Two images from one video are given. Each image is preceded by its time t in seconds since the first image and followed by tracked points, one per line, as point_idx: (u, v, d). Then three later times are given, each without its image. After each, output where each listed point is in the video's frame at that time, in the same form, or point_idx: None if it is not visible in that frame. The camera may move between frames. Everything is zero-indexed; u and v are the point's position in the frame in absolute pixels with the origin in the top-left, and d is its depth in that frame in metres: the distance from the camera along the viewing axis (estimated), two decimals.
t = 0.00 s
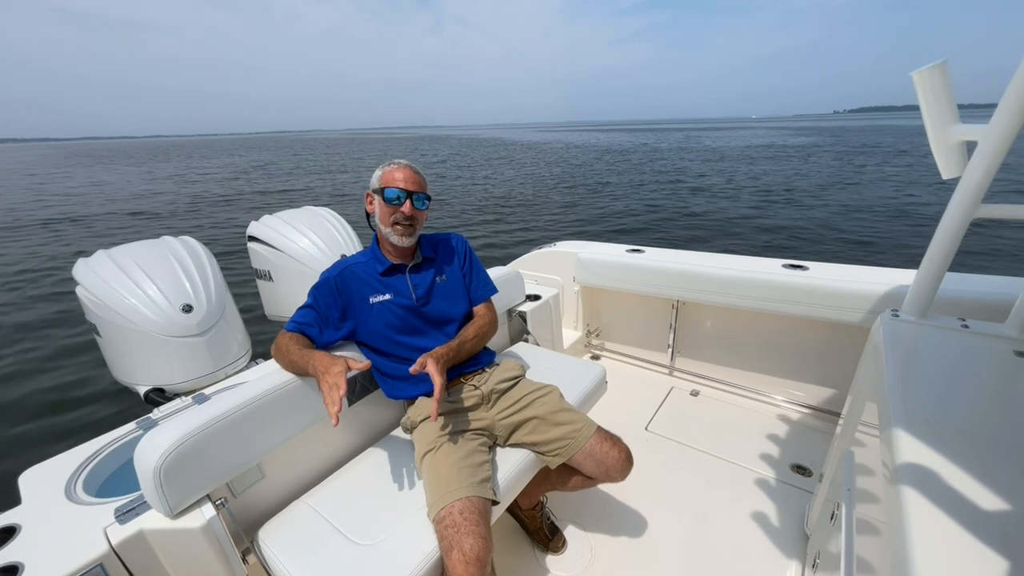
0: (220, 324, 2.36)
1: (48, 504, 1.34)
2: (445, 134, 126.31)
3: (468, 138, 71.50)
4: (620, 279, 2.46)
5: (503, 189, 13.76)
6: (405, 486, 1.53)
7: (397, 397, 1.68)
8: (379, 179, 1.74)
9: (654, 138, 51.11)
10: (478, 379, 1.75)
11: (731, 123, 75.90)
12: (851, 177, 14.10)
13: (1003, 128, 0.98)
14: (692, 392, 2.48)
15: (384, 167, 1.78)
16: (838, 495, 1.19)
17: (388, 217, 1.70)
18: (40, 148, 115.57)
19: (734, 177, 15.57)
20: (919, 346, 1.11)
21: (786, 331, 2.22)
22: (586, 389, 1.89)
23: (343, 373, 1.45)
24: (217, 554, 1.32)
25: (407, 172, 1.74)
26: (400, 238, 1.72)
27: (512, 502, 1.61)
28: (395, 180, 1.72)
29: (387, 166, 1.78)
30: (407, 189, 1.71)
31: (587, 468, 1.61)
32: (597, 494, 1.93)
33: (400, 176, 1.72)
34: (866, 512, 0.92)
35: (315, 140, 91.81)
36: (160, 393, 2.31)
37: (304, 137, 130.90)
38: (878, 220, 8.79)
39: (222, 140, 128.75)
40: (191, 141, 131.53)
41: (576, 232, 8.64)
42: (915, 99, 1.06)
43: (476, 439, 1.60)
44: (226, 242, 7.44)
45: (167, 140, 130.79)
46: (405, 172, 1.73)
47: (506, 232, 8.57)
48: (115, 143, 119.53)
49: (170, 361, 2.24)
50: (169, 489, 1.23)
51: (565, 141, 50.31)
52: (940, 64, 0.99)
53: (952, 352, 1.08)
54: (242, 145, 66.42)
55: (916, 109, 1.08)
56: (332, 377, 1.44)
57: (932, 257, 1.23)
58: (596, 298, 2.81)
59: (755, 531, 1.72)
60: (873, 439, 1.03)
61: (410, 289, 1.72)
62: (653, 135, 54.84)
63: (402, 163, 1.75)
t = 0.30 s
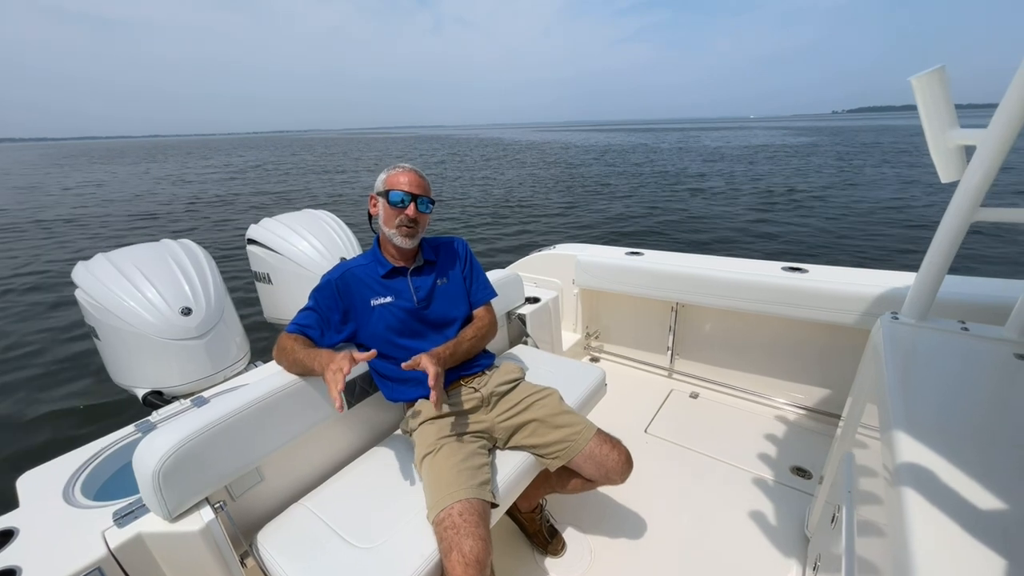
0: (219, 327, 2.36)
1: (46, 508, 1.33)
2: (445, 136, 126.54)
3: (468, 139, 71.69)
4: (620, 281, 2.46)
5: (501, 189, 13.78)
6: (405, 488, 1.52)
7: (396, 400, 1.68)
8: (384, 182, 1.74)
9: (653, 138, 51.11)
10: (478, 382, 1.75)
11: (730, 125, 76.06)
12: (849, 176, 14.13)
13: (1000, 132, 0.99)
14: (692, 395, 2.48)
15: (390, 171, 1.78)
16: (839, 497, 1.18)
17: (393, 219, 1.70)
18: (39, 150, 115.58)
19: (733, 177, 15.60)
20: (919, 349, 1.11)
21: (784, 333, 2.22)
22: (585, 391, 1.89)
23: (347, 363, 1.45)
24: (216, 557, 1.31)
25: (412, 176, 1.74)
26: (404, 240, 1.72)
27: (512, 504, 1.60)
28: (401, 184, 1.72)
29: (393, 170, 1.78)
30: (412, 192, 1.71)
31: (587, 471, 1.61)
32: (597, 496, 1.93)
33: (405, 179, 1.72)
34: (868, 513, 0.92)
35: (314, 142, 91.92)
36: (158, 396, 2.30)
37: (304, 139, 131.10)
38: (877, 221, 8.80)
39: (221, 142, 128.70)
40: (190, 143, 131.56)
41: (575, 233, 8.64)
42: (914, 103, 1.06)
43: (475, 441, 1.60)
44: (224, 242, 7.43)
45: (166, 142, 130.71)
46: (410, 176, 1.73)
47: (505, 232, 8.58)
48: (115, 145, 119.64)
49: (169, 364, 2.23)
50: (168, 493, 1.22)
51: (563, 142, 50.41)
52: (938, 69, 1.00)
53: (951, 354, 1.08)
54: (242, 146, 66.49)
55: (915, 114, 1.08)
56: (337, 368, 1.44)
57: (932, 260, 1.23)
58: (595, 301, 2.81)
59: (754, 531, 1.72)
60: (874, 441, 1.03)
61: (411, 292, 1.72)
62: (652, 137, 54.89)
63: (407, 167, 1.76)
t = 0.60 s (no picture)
0: (219, 328, 2.35)
1: (44, 511, 1.33)
2: (444, 137, 126.58)
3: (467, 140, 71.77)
4: (620, 282, 2.45)
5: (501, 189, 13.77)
6: (405, 490, 1.52)
7: (396, 401, 1.68)
8: (384, 185, 1.73)
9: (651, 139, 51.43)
10: (479, 383, 1.75)
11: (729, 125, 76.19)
12: (848, 177, 14.16)
13: (1002, 134, 0.98)
14: (692, 396, 2.47)
15: (390, 173, 1.77)
16: (840, 498, 1.18)
17: (392, 224, 1.70)
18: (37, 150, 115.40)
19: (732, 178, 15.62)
20: (920, 350, 1.11)
21: (784, 334, 2.22)
22: (586, 392, 1.89)
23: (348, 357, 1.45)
24: (214, 560, 1.31)
25: (412, 179, 1.73)
26: (402, 244, 1.71)
27: (512, 506, 1.60)
28: (401, 187, 1.71)
29: (394, 172, 1.77)
30: (411, 195, 1.70)
31: (587, 472, 1.61)
32: (597, 497, 1.92)
33: (405, 182, 1.71)
34: (869, 515, 0.92)
35: (313, 142, 91.91)
36: (158, 397, 2.29)
37: (303, 139, 131.04)
38: (875, 221, 8.82)
39: (220, 142, 128.62)
40: (190, 143, 131.53)
41: (574, 233, 8.65)
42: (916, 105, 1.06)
43: (476, 443, 1.59)
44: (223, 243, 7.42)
45: (165, 142, 130.57)
46: (410, 179, 1.72)
47: (504, 232, 8.57)
48: (113, 145, 119.51)
49: (168, 366, 2.23)
50: (167, 495, 1.22)
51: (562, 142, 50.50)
52: (939, 72, 1.00)
53: (952, 355, 1.08)
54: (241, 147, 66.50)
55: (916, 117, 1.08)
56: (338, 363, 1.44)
57: (934, 260, 1.23)
58: (595, 302, 2.81)
59: (755, 532, 1.71)
60: (876, 442, 1.03)
61: (411, 293, 1.71)
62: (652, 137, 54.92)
63: (407, 170, 1.74)
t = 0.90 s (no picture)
0: (217, 328, 2.34)
1: (41, 511, 1.32)
2: (443, 136, 126.51)
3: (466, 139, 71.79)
4: (620, 281, 2.45)
5: (499, 189, 13.78)
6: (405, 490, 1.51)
7: (396, 401, 1.67)
8: (382, 180, 1.73)
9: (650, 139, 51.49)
10: (479, 383, 1.74)
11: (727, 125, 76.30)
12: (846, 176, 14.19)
13: (1004, 132, 0.98)
14: (692, 395, 2.47)
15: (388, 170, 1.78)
16: (841, 497, 1.18)
17: (391, 217, 1.68)
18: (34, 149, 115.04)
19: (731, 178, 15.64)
20: (922, 349, 1.11)
21: (784, 333, 2.22)
22: (586, 392, 1.88)
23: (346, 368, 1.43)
24: (212, 561, 1.30)
25: (410, 173, 1.74)
26: (403, 237, 1.69)
27: (512, 506, 1.59)
28: (399, 181, 1.71)
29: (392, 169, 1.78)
30: (410, 189, 1.70)
31: (588, 473, 1.60)
32: (596, 497, 1.92)
33: (403, 176, 1.72)
34: (870, 513, 0.91)
35: (312, 142, 91.80)
36: (155, 397, 2.28)
37: (301, 138, 130.85)
38: (873, 221, 8.83)
39: (218, 141, 128.32)
40: (188, 142, 131.23)
41: (573, 232, 8.65)
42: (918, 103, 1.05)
43: (476, 443, 1.58)
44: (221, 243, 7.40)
45: (163, 141, 130.21)
46: (408, 173, 1.72)
47: (503, 232, 8.57)
48: (111, 144, 119.21)
49: (165, 365, 2.21)
50: (164, 495, 1.21)
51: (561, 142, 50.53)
52: (942, 69, 0.99)
53: (953, 355, 1.07)
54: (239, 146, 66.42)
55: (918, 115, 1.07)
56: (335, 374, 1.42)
57: (936, 259, 1.22)
58: (595, 301, 2.80)
59: (755, 532, 1.71)
60: (876, 441, 1.02)
61: (412, 292, 1.70)
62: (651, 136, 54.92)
63: (405, 165, 1.75)
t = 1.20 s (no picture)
0: (215, 327, 2.32)
1: (37, 513, 1.31)
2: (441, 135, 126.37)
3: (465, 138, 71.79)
4: (619, 280, 2.44)
5: (499, 189, 13.80)
6: (403, 489, 1.51)
7: (394, 400, 1.66)
8: (383, 176, 1.72)
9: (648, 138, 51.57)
10: (478, 382, 1.73)
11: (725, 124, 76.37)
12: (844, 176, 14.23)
13: (1004, 129, 0.97)
14: (691, 394, 2.47)
15: (389, 166, 1.76)
16: (841, 495, 1.18)
17: (391, 215, 1.68)
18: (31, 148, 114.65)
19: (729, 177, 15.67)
20: (921, 346, 1.11)
21: (783, 332, 2.22)
22: (585, 390, 1.88)
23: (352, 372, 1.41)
24: (211, 561, 1.29)
25: (411, 170, 1.72)
26: (402, 236, 1.69)
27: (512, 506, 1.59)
28: (400, 178, 1.69)
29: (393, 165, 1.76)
30: (411, 186, 1.69)
31: (587, 471, 1.60)
32: (596, 496, 1.92)
33: (404, 174, 1.70)
34: (868, 512, 0.91)
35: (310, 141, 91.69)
36: (153, 396, 2.27)
37: (300, 137, 130.67)
38: (871, 221, 8.87)
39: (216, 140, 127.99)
40: (185, 141, 130.92)
41: (573, 232, 8.66)
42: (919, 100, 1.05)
43: (476, 443, 1.58)
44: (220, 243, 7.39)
45: (160, 139, 129.76)
46: (409, 170, 1.71)
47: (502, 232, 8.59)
48: (108, 143, 118.85)
49: (163, 364, 2.20)
50: (162, 496, 1.20)
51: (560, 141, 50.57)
52: (944, 65, 0.98)
53: (954, 352, 1.07)
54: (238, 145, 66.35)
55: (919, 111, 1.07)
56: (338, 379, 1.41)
57: (936, 257, 1.22)
58: (594, 300, 2.80)
59: (756, 532, 1.71)
60: (875, 439, 1.02)
61: (411, 290, 1.69)
62: (649, 135, 54.88)
63: (405, 162, 1.73)
